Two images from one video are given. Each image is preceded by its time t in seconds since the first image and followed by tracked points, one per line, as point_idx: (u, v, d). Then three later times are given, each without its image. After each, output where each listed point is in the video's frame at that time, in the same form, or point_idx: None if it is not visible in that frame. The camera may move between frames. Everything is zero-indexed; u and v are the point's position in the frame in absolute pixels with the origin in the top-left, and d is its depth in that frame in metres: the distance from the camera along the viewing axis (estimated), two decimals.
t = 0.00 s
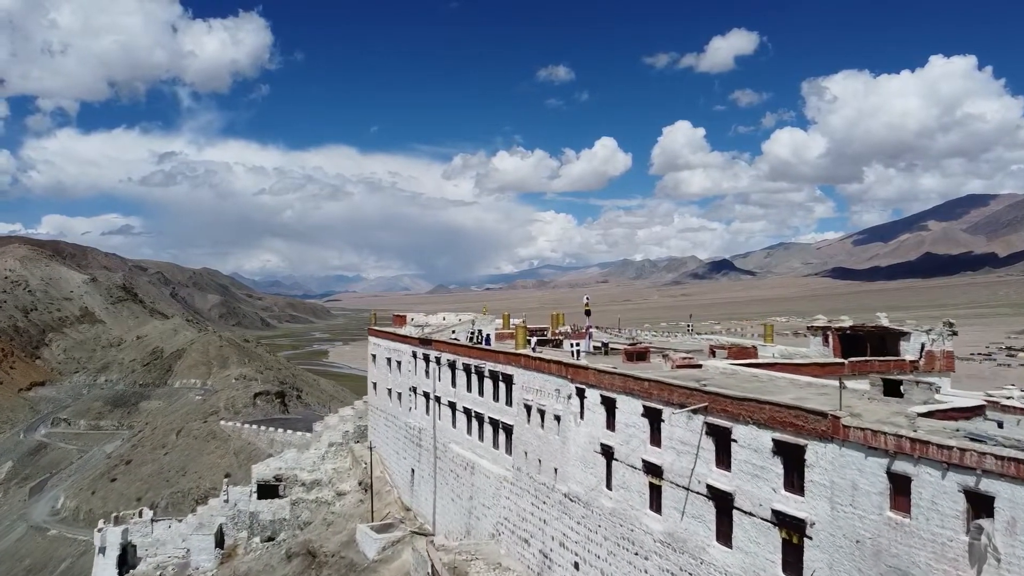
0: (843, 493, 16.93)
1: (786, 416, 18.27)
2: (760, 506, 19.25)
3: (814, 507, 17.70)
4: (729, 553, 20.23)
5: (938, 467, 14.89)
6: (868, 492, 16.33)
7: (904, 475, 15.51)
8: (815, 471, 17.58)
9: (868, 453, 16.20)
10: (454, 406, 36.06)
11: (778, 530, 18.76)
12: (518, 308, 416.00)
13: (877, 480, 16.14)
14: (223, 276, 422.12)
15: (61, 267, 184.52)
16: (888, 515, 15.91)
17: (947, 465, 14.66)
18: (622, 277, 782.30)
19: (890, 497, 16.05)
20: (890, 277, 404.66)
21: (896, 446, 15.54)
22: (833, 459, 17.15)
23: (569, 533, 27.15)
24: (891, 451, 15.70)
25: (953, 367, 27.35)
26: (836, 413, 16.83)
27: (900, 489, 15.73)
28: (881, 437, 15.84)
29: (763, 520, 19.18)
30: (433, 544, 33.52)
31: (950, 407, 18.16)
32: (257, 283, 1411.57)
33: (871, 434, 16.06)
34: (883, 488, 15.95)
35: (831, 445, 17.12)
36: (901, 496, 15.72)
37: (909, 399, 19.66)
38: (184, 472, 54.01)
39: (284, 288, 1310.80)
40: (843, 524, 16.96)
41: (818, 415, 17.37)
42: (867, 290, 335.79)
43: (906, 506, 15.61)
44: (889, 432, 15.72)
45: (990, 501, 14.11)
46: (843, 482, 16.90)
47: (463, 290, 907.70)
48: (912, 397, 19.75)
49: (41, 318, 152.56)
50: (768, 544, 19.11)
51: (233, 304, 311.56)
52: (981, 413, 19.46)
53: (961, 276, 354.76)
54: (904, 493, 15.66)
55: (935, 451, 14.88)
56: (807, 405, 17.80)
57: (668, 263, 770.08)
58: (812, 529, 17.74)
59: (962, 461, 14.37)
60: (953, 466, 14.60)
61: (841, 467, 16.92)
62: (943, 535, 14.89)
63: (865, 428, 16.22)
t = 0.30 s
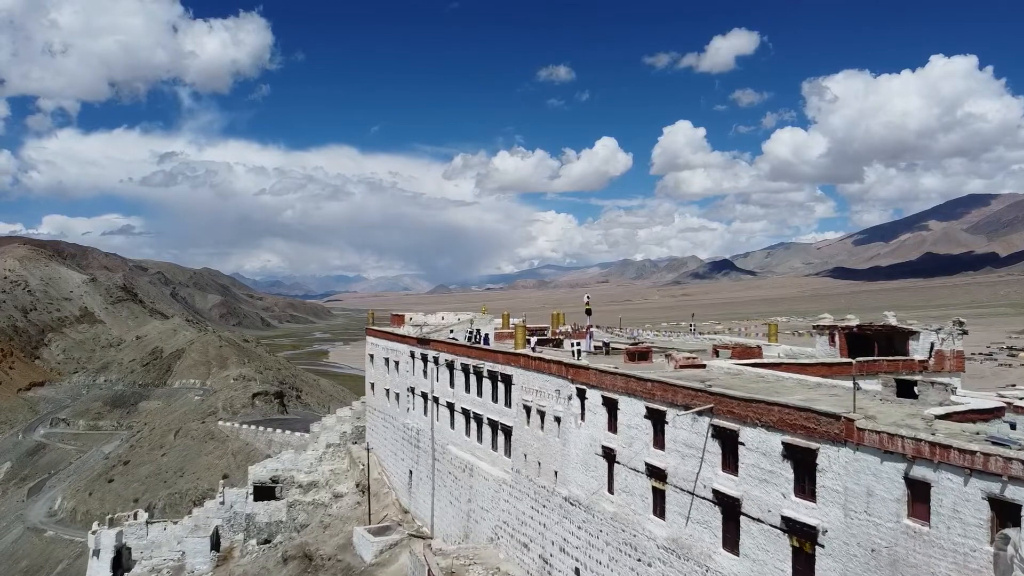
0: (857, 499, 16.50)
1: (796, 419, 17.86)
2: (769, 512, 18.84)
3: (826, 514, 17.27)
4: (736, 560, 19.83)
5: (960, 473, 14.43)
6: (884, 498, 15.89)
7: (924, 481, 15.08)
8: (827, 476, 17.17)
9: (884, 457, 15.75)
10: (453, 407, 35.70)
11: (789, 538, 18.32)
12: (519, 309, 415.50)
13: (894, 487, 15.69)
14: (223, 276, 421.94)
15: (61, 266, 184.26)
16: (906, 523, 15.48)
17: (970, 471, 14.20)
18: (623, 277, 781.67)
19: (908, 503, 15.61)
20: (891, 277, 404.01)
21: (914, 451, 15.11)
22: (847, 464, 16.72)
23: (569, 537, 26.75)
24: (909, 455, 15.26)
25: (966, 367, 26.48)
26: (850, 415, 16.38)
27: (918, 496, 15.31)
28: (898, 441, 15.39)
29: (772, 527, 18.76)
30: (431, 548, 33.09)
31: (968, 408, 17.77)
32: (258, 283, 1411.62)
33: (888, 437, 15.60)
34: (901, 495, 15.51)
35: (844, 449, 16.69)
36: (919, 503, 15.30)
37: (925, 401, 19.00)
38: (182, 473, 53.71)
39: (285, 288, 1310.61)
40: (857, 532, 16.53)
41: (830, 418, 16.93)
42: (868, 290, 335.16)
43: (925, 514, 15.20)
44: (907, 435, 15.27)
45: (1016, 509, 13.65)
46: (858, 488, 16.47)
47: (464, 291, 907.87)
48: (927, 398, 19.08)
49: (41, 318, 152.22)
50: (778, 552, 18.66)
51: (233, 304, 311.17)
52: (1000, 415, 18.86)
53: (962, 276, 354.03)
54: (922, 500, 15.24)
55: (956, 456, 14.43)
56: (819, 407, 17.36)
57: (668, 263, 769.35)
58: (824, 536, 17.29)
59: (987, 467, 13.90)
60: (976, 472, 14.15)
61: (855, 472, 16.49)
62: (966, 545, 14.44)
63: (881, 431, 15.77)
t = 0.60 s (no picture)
0: (865, 502, 16.27)
1: (802, 419, 17.63)
2: (773, 515, 18.60)
3: (833, 517, 17.02)
4: (740, 564, 19.60)
5: (972, 475, 14.18)
6: (893, 502, 15.64)
7: (934, 484, 14.83)
8: (833, 478, 16.95)
9: (893, 459, 15.50)
10: (452, 407, 35.46)
11: (794, 541, 18.08)
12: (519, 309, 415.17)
13: (903, 489, 15.46)
14: (223, 275, 421.58)
15: (61, 266, 184.12)
16: (915, 526, 15.23)
17: (982, 473, 13.94)
18: (623, 277, 781.33)
19: (918, 506, 15.36)
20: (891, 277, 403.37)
21: (924, 452, 14.86)
22: (853, 465, 16.50)
23: (568, 539, 26.54)
24: (919, 457, 15.02)
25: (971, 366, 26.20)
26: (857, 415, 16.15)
27: (929, 499, 15.05)
28: (908, 442, 15.13)
29: (776, 530, 18.53)
30: (428, 550, 32.88)
31: (979, 409, 17.43)
32: (259, 283, 1412.51)
33: (897, 438, 15.36)
34: (910, 498, 15.27)
35: (851, 450, 16.46)
36: (929, 507, 15.05)
37: (932, 401, 18.61)
38: (181, 473, 53.50)
39: (285, 288, 1310.66)
40: (865, 537, 16.28)
41: (837, 418, 16.70)
42: (869, 289, 334.69)
43: (935, 517, 14.95)
44: (917, 437, 15.03)
45: None
46: (866, 491, 16.22)
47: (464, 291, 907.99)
48: (936, 399, 18.65)
49: (40, 318, 152.07)
50: (782, 556, 18.43)
51: (233, 304, 310.89)
52: (1011, 415, 18.45)
53: (963, 276, 353.23)
54: (933, 504, 14.99)
55: (968, 458, 14.17)
56: (825, 408, 17.12)
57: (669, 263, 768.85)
58: (830, 540, 17.07)
59: (1000, 470, 13.64)
60: (989, 474, 13.87)
61: (863, 474, 16.25)
62: (978, 550, 14.19)
63: (890, 433, 15.52)
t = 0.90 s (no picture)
0: (866, 500, 16.15)
1: (802, 418, 17.53)
2: (773, 515, 18.49)
3: (834, 517, 16.90)
4: (739, 565, 19.49)
5: (975, 474, 14.05)
6: (894, 502, 15.52)
7: (937, 484, 14.70)
8: (834, 478, 16.83)
9: (894, 459, 15.40)
10: (450, 407, 35.35)
11: (794, 542, 17.95)
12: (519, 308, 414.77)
13: (905, 489, 15.34)
14: (224, 274, 421.25)
15: (61, 266, 183.99)
16: (917, 527, 15.13)
17: (986, 473, 13.82)
18: (623, 277, 780.93)
19: (920, 506, 15.22)
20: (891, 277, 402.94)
21: (926, 452, 14.74)
22: (854, 465, 16.38)
23: (567, 539, 26.41)
24: (921, 456, 14.91)
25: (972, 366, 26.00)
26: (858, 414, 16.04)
27: (931, 499, 14.93)
28: (909, 441, 15.05)
29: (776, 531, 18.42)
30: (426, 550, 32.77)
31: (981, 408, 17.29)
32: (259, 283, 1412.77)
33: (899, 437, 15.23)
34: (913, 498, 15.14)
35: (852, 449, 16.34)
36: (932, 507, 14.91)
37: (935, 400, 18.48)
38: (180, 473, 53.42)
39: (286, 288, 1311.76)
40: (866, 537, 16.17)
41: (838, 417, 16.58)
42: (869, 289, 334.27)
43: (938, 518, 14.81)
44: (919, 436, 14.91)
45: None
46: (867, 491, 16.11)
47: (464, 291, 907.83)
48: (938, 397, 18.52)
49: (40, 318, 151.98)
50: (782, 556, 18.32)
51: (233, 304, 310.59)
52: (1014, 414, 18.29)
53: (963, 276, 352.67)
54: (934, 504, 14.87)
55: (972, 457, 14.04)
56: (826, 406, 17.02)
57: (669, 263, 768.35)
58: (831, 541, 16.95)
59: (1004, 469, 13.52)
60: (993, 473, 13.75)
61: (864, 473, 16.15)
62: (982, 551, 14.06)
63: (891, 431, 15.41)
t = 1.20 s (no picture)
0: (864, 498, 16.12)
1: (801, 416, 17.47)
2: (771, 514, 18.44)
3: (833, 515, 16.85)
4: (737, 564, 19.45)
5: (975, 472, 13.99)
6: (893, 500, 15.47)
7: (936, 481, 14.66)
8: (833, 476, 16.77)
9: (893, 456, 15.33)
10: (449, 406, 35.31)
11: (793, 540, 17.90)
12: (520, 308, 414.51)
13: (904, 487, 15.28)
14: (224, 274, 421.16)
15: (61, 266, 183.92)
16: (916, 525, 15.07)
17: (986, 470, 13.76)
18: (624, 277, 780.57)
19: (918, 503, 15.18)
20: (892, 277, 402.54)
21: (926, 449, 14.69)
22: (853, 463, 16.33)
23: (565, 538, 26.36)
24: (920, 454, 14.85)
25: (972, 365, 25.93)
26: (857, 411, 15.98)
27: (930, 497, 14.88)
28: (908, 438, 14.98)
29: (775, 529, 18.36)
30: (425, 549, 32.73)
31: (981, 405, 17.29)
32: (260, 283, 1412.35)
33: (898, 435, 15.18)
34: (911, 496, 15.10)
35: (851, 447, 16.28)
36: (931, 505, 14.86)
37: (933, 397, 18.56)
38: (179, 473, 53.39)
39: (286, 288, 1310.94)
40: (865, 535, 16.12)
41: (836, 415, 16.53)
42: (870, 289, 333.85)
43: (936, 515, 14.77)
44: (918, 433, 14.85)
45: None
46: (865, 489, 16.06)
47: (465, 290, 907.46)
48: (937, 394, 18.58)
49: (40, 318, 152.01)
50: (781, 555, 18.27)
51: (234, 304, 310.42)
52: (1014, 412, 18.26)
53: (964, 276, 352.22)
54: (934, 502, 14.80)
55: (971, 455, 14.00)
56: (824, 404, 16.97)
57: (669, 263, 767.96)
58: (829, 540, 16.90)
59: (1003, 467, 13.47)
60: (993, 471, 13.69)
61: (862, 471, 16.10)
62: (980, 549, 14.02)
63: (890, 428, 15.35)
